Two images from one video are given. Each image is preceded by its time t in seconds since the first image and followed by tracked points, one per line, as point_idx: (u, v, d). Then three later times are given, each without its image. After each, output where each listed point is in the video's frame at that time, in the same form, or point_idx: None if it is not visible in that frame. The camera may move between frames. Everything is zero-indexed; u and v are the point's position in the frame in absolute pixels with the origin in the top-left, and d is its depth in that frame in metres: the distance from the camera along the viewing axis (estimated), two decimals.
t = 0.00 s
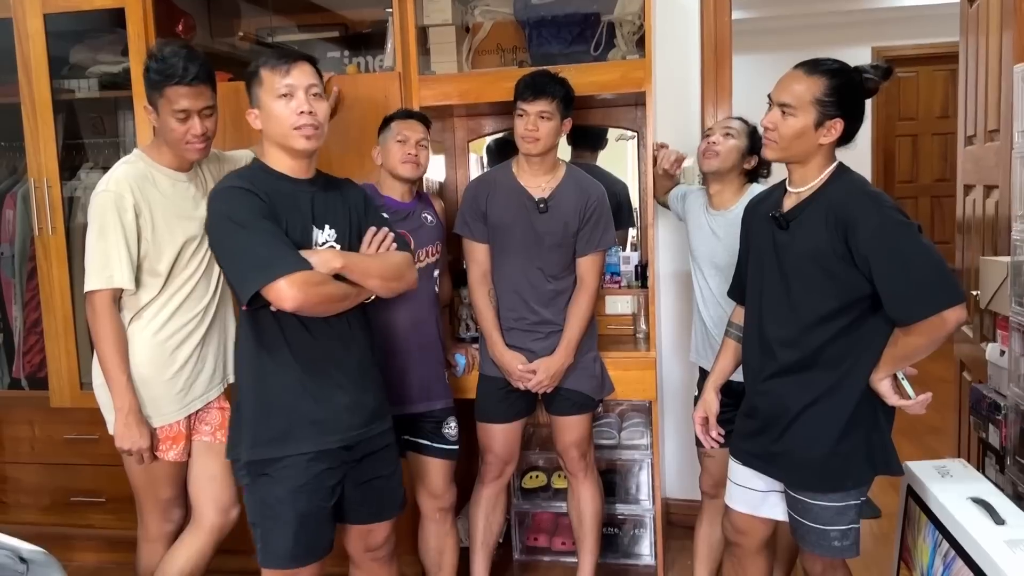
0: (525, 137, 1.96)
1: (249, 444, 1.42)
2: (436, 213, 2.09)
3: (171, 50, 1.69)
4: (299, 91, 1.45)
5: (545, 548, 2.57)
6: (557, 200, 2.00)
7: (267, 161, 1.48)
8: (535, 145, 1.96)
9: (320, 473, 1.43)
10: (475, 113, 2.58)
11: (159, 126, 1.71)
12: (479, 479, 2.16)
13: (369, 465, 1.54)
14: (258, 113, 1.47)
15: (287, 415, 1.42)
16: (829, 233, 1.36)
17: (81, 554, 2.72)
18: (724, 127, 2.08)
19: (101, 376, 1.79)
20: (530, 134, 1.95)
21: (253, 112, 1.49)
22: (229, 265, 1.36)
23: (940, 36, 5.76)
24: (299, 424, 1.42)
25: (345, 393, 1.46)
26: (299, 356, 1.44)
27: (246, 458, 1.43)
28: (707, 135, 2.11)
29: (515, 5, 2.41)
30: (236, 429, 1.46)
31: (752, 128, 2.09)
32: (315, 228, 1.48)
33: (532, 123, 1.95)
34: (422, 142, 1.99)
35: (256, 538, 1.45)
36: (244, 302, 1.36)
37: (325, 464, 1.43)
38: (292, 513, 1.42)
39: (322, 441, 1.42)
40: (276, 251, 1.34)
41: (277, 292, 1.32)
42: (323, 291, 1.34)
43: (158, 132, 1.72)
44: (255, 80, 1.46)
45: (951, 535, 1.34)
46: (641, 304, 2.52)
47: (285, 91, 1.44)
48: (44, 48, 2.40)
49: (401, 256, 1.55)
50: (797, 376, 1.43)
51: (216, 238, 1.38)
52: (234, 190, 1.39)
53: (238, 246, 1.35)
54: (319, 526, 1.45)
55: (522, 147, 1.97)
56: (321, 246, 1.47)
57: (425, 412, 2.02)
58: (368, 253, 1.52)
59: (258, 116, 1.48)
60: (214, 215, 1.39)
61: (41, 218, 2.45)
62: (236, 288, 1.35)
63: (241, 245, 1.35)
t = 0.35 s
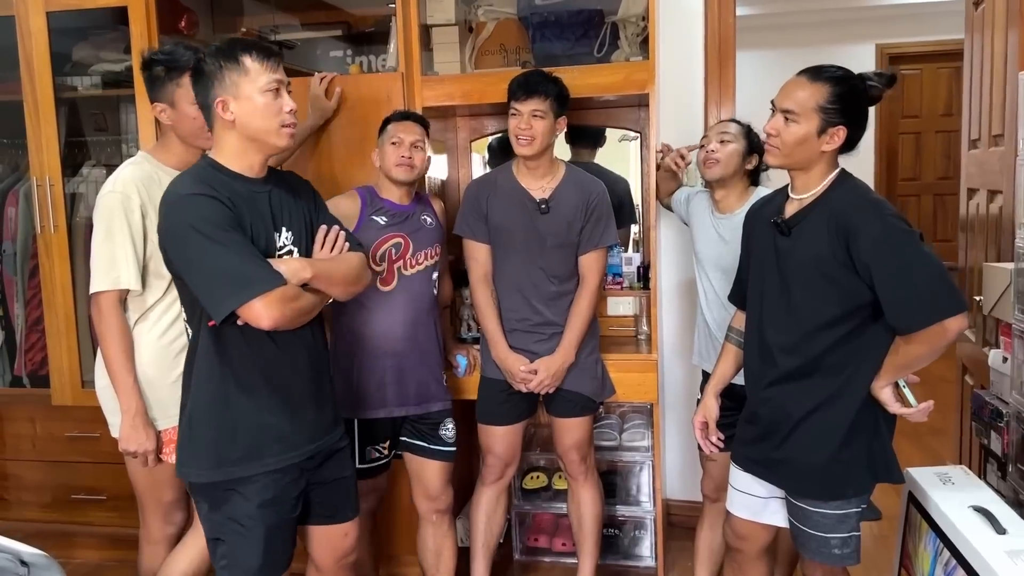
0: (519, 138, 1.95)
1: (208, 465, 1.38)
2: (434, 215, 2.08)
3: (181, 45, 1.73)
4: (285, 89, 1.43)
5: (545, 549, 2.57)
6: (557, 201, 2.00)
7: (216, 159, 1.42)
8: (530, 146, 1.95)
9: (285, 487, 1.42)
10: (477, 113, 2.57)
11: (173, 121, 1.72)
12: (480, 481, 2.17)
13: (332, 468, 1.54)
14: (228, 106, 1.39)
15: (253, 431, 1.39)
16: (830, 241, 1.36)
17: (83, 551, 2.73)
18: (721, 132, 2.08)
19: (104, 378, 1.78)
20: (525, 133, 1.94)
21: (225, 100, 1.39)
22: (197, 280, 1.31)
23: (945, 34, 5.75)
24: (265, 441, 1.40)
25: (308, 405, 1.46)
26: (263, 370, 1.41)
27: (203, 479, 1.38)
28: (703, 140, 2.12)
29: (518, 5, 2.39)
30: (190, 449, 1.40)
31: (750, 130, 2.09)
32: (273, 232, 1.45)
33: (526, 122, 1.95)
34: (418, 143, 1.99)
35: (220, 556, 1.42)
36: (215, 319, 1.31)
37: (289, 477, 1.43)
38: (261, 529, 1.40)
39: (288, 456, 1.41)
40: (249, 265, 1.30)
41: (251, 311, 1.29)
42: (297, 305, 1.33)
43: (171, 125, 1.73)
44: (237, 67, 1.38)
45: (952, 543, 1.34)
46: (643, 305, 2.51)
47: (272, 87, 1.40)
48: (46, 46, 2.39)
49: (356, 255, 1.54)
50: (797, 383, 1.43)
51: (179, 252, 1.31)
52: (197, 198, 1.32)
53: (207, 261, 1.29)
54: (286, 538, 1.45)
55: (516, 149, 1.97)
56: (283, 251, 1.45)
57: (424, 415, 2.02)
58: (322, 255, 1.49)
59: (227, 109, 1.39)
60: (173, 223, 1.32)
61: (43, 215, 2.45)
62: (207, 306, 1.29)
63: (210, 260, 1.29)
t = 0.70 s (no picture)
0: (512, 145, 1.95)
1: (221, 474, 1.37)
2: (432, 219, 2.08)
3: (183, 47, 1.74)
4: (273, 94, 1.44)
5: (544, 553, 2.57)
6: (553, 205, 1.99)
7: (207, 166, 1.41)
8: (523, 152, 1.95)
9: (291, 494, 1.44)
10: (479, 116, 2.57)
11: (177, 124, 1.72)
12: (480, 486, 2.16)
13: (322, 474, 1.55)
14: (218, 112, 1.38)
15: (260, 440, 1.39)
16: (832, 250, 1.35)
17: (82, 552, 2.73)
18: (720, 142, 2.09)
19: (107, 380, 1.78)
20: (516, 142, 1.94)
21: (214, 105, 1.38)
22: (208, 292, 1.30)
23: (948, 37, 5.74)
24: (272, 448, 1.40)
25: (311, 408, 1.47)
26: (268, 378, 1.40)
27: (216, 489, 1.37)
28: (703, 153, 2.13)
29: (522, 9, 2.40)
30: (198, 459, 1.39)
31: (752, 133, 2.09)
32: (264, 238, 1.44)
33: (515, 132, 1.95)
34: (414, 148, 1.99)
35: (221, 566, 1.42)
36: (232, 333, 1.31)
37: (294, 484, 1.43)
38: (261, 538, 1.40)
39: (294, 462, 1.42)
40: (264, 276, 1.31)
41: (270, 324, 1.31)
42: (309, 315, 1.35)
43: (177, 126, 1.72)
44: (226, 72, 1.38)
45: (952, 554, 1.33)
46: (644, 311, 2.52)
47: (261, 91, 1.41)
48: (48, 47, 2.39)
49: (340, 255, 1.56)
50: (798, 392, 1.43)
51: (189, 264, 1.30)
52: (205, 209, 1.31)
53: (220, 273, 1.29)
54: (280, 547, 1.45)
55: (507, 158, 1.97)
56: (275, 256, 1.45)
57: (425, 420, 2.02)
58: (310, 259, 1.50)
59: (216, 115, 1.38)
60: (181, 237, 1.31)
61: (44, 216, 2.45)
62: (225, 318, 1.29)
63: (224, 272, 1.29)
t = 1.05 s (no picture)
0: (505, 153, 1.96)
1: (229, 476, 1.37)
2: (430, 226, 2.07)
3: (184, 56, 1.75)
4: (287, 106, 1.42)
5: (542, 560, 2.56)
6: (548, 211, 1.99)
7: (224, 175, 1.42)
8: (513, 159, 1.95)
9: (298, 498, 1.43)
10: (479, 123, 2.57)
11: (177, 131, 1.72)
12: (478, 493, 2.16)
13: (335, 482, 1.55)
14: (229, 125, 1.39)
15: (269, 442, 1.39)
16: (832, 262, 1.35)
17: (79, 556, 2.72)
18: (704, 162, 2.03)
19: (105, 386, 1.78)
20: (508, 150, 1.94)
21: (225, 118, 1.39)
22: (215, 294, 1.31)
23: (949, 43, 5.74)
24: (280, 451, 1.40)
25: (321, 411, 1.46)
26: (278, 381, 1.40)
27: (223, 490, 1.38)
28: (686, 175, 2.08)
29: (523, 16, 2.34)
30: (205, 462, 1.40)
31: (735, 146, 2.06)
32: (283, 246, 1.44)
33: (506, 139, 1.95)
34: (410, 157, 1.99)
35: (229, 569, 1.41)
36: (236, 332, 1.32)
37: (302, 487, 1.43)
38: (269, 540, 1.40)
39: (302, 466, 1.42)
40: (268, 277, 1.31)
41: (271, 322, 1.30)
42: (311, 315, 1.33)
43: (177, 132, 1.72)
44: (236, 86, 1.38)
45: (949, 567, 1.33)
46: (643, 317, 2.52)
47: (273, 104, 1.40)
48: (49, 52, 2.39)
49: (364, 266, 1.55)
50: (797, 403, 1.42)
51: (198, 267, 1.32)
52: (213, 213, 1.33)
53: (226, 275, 1.30)
54: (293, 545, 1.45)
55: (500, 165, 1.98)
56: (292, 266, 1.45)
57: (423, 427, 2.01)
58: (329, 266, 1.48)
59: (228, 128, 1.39)
60: (190, 240, 1.33)
61: (44, 220, 2.45)
62: (229, 319, 1.31)
63: (229, 274, 1.30)
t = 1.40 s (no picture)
0: (509, 157, 1.96)
1: (241, 454, 1.52)
2: (430, 231, 2.09)
3: (178, 60, 1.73)
4: (332, 116, 1.52)
5: (540, 565, 2.55)
6: (549, 217, 1.99)
7: (285, 182, 1.56)
8: (518, 164, 1.96)
9: (301, 490, 1.51)
10: (479, 127, 2.56)
11: (174, 135, 1.72)
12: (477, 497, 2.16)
13: (353, 484, 1.61)
14: (283, 132, 1.53)
15: (278, 430, 1.50)
16: (831, 271, 1.36)
17: (77, 559, 2.71)
18: (664, 197, 1.83)
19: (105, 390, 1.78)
20: (513, 153, 1.95)
21: (281, 129, 1.53)
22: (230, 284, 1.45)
23: (949, 48, 5.75)
24: (288, 440, 1.50)
25: (335, 409, 1.53)
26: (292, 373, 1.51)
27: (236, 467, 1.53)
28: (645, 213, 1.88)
29: (523, 22, 2.39)
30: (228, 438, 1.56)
31: (689, 167, 1.86)
32: (322, 250, 1.54)
33: (513, 143, 1.95)
34: (415, 165, 1.99)
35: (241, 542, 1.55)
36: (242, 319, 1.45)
37: (308, 480, 1.51)
38: (271, 524, 1.51)
39: (310, 459, 1.50)
40: (271, 275, 1.41)
41: (269, 312, 1.40)
42: (312, 315, 1.41)
43: (175, 138, 1.72)
44: (288, 99, 1.51)
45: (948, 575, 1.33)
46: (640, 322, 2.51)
47: (318, 116, 1.51)
48: (50, 55, 2.40)
49: (406, 281, 1.58)
50: (797, 411, 1.42)
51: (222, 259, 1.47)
52: (240, 213, 1.47)
53: (237, 268, 1.43)
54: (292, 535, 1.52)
55: (505, 168, 1.98)
56: (325, 268, 1.53)
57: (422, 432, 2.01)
58: (374, 276, 1.56)
59: (282, 135, 1.53)
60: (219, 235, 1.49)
61: (43, 222, 2.45)
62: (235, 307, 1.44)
63: (240, 268, 1.43)
